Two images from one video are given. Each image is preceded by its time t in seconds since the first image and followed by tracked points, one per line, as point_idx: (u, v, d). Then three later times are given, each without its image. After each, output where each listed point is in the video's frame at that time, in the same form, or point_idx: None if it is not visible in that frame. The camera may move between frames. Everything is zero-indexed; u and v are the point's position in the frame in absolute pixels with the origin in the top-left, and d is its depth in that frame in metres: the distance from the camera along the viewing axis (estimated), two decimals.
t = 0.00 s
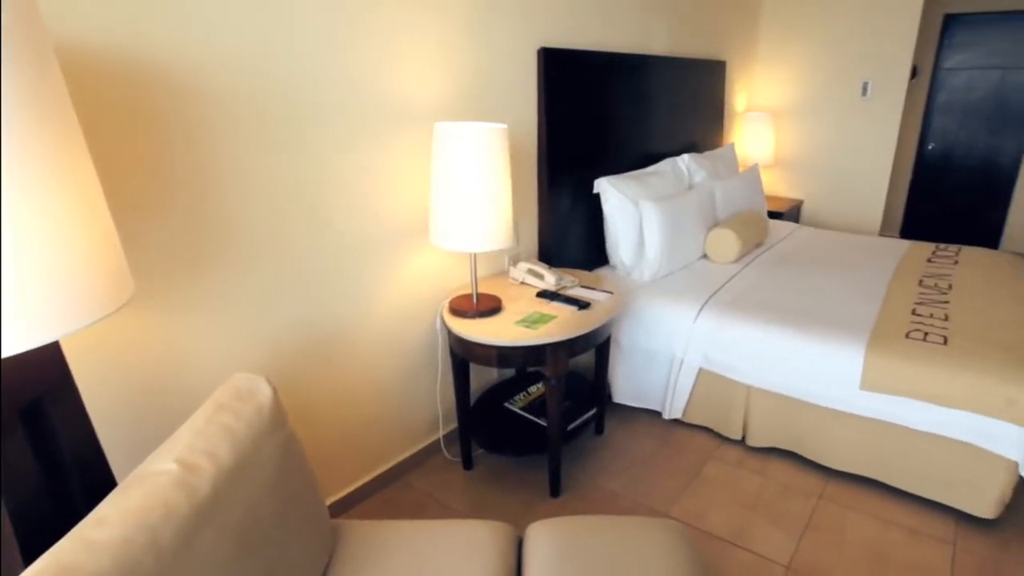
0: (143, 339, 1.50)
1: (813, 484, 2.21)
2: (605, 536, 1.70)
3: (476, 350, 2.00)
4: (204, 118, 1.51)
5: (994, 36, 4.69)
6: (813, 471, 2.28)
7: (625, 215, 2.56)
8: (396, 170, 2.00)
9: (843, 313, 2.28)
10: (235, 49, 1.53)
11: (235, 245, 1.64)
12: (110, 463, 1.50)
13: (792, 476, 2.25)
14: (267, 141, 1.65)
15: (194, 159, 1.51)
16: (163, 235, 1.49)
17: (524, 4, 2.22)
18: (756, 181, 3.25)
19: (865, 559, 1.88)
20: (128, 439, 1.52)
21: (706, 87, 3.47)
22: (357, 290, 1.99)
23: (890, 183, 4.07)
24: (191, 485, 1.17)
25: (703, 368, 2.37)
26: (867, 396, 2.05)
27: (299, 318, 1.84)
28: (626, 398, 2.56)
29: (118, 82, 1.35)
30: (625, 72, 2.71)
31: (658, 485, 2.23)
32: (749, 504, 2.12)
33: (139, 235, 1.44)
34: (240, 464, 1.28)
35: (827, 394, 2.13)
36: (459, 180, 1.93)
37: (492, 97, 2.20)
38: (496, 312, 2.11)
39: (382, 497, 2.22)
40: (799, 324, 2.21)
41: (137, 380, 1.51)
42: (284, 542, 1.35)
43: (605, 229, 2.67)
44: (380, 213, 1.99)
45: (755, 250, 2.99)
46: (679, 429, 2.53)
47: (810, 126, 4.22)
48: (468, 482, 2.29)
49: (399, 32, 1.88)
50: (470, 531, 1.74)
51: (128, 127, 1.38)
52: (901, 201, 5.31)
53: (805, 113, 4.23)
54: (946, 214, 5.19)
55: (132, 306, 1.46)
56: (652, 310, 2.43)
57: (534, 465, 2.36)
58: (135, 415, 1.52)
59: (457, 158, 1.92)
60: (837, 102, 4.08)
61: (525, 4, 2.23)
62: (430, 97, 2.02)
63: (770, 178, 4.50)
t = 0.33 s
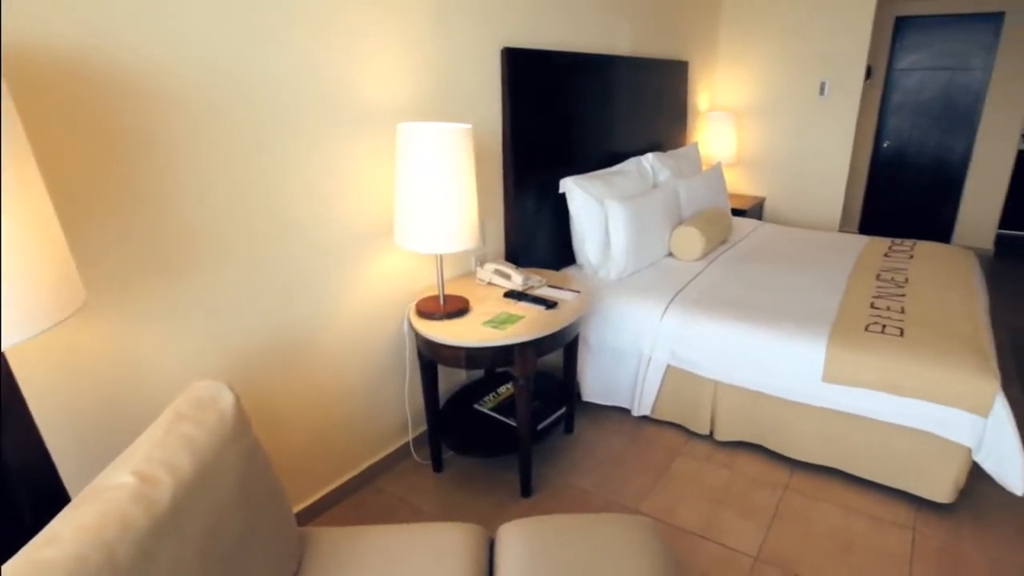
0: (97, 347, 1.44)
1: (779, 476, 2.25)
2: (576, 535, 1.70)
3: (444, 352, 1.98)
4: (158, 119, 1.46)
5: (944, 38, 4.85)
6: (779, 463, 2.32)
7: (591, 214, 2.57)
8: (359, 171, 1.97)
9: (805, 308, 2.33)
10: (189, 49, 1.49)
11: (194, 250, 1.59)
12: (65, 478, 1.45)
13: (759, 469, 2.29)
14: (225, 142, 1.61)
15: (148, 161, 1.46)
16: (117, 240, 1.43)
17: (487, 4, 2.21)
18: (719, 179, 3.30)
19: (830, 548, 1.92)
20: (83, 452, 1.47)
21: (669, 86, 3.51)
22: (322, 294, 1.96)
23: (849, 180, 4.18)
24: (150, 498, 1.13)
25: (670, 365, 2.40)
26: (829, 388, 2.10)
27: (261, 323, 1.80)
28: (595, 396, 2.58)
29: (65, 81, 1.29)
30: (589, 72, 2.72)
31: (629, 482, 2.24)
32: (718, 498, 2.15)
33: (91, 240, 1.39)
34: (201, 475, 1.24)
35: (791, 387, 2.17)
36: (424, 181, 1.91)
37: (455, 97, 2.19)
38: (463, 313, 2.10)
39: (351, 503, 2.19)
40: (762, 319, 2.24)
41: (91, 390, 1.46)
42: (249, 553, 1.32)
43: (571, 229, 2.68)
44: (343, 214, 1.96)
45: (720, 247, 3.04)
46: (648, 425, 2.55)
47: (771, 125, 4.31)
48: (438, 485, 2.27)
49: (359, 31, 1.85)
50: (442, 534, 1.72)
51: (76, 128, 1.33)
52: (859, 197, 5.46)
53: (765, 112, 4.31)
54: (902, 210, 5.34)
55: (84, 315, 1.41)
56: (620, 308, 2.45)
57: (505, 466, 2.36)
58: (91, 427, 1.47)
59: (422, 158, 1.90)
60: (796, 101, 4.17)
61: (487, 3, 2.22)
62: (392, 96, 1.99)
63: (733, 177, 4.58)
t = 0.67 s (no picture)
0: (47, 358, 1.38)
1: (745, 469, 2.29)
2: (547, 535, 1.70)
3: (410, 355, 1.97)
4: (108, 120, 1.42)
5: (896, 39, 5.00)
6: (745, 457, 2.35)
7: (556, 214, 2.58)
8: (320, 172, 1.94)
9: (766, 303, 2.37)
10: (140, 48, 1.44)
11: (148, 255, 1.55)
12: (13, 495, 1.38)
13: (726, 463, 2.32)
14: (180, 143, 1.56)
15: (97, 163, 1.41)
16: (67, 245, 1.38)
17: (447, 3, 2.20)
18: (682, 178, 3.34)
19: (794, 539, 1.96)
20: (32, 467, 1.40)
21: (631, 86, 3.54)
22: (284, 298, 1.92)
23: (808, 178, 4.27)
24: (105, 512, 1.09)
25: (637, 363, 2.42)
26: (791, 381, 2.14)
27: (221, 329, 1.76)
28: (563, 394, 2.59)
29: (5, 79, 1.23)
30: (551, 72, 2.73)
31: (599, 480, 2.25)
32: (685, 493, 2.17)
33: (38, 246, 1.33)
34: (160, 486, 1.20)
35: (754, 382, 2.20)
36: (386, 182, 1.89)
37: (417, 96, 2.17)
38: (429, 315, 2.08)
39: (318, 510, 2.16)
40: (725, 316, 2.27)
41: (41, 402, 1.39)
42: (211, 564, 1.28)
43: (537, 228, 2.68)
44: (304, 216, 1.93)
45: (684, 245, 3.07)
46: (616, 422, 2.56)
47: (731, 124, 4.38)
48: (407, 489, 2.25)
49: (317, 31, 1.82)
50: (411, 537, 1.70)
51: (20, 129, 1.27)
52: (818, 194, 5.59)
53: (726, 111, 4.38)
54: (858, 206, 5.48)
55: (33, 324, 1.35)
56: (586, 307, 2.46)
57: (474, 467, 2.35)
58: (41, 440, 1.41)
59: (383, 159, 1.88)
60: (756, 101, 4.25)
61: (448, 3, 2.20)
62: (352, 97, 1.97)
63: (695, 175, 4.64)
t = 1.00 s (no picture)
0: None
1: (709, 464, 2.32)
2: (515, 536, 1.70)
3: (374, 357, 1.94)
4: (58, 122, 1.36)
5: (848, 40, 5.13)
6: (709, 452, 2.38)
7: (519, 214, 2.58)
8: (277, 174, 1.90)
9: (726, 300, 2.41)
10: (90, 47, 1.39)
11: (100, 260, 1.49)
12: None
13: (690, 459, 2.35)
14: (132, 143, 1.52)
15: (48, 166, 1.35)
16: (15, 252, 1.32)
17: (406, 3, 2.19)
18: (644, 177, 3.38)
19: (759, 531, 1.99)
20: None
21: (592, 87, 3.57)
22: (243, 303, 1.88)
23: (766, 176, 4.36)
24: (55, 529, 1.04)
25: (602, 361, 2.43)
26: (753, 377, 2.17)
27: (178, 335, 1.71)
28: (528, 394, 2.59)
29: None
30: (511, 72, 2.74)
31: (566, 479, 2.26)
32: (652, 489, 2.19)
33: None
34: (113, 501, 1.15)
35: (717, 378, 2.23)
36: (345, 184, 1.87)
37: (377, 97, 2.15)
38: (391, 317, 2.06)
39: (282, 518, 2.12)
40: (687, 313, 2.30)
41: None
42: None
43: (500, 229, 2.68)
44: (262, 220, 1.89)
45: (646, 244, 3.11)
46: (582, 421, 2.58)
47: (690, 124, 4.45)
48: (373, 493, 2.23)
49: (273, 31, 1.79)
50: (377, 542, 1.68)
51: None
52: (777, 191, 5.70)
53: (685, 111, 4.44)
54: (816, 204, 5.60)
55: None
56: (550, 307, 2.46)
57: (440, 469, 2.34)
58: None
59: (342, 160, 1.86)
60: (715, 101, 4.32)
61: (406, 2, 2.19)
62: (311, 98, 1.94)
63: (656, 174, 4.67)
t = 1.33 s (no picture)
0: None
1: (672, 458, 2.35)
2: (481, 535, 1.69)
3: (334, 361, 1.91)
4: None
5: (799, 40, 5.25)
6: (672, 446, 2.41)
7: (480, 214, 2.58)
8: (231, 176, 1.85)
9: (685, 296, 2.44)
10: (29, 42, 1.33)
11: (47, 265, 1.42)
12: None
13: (653, 453, 2.38)
14: (77, 144, 1.45)
15: None
16: None
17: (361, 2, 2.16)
18: (603, 175, 3.41)
19: (721, 523, 2.03)
20: None
21: (550, 86, 3.59)
22: (197, 308, 1.83)
23: (722, 173, 4.44)
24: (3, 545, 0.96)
25: (564, 359, 2.44)
26: (712, 371, 2.21)
27: (128, 342, 1.66)
28: (492, 394, 2.59)
29: None
30: (468, 72, 2.73)
31: (531, 478, 2.26)
32: (616, 485, 2.21)
33: None
34: (60, 517, 1.08)
35: (678, 373, 2.26)
36: (301, 185, 1.84)
37: (332, 97, 2.12)
38: (351, 319, 2.04)
39: (242, 527, 2.07)
40: (647, 310, 2.32)
41: None
42: None
43: (460, 229, 2.67)
44: (216, 223, 1.84)
45: (606, 241, 3.13)
46: (546, 419, 2.58)
47: (646, 122, 4.50)
48: (336, 499, 2.20)
49: (224, 28, 1.74)
50: (340, 547, 1.66)
51: None
52: (733, 189, 5.81)
53: (642, 109, 4.49)
54: (771, 201, 5.72)
55: None
56: (512, 306, 2.46)
57: (404, 472, 2.32)
58: None
59: (297, 161, 1.82)
60: (670, 100, 4.38)
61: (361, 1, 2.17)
62: (264, 98, 1.90)
63: (615, 172, 4.71)
